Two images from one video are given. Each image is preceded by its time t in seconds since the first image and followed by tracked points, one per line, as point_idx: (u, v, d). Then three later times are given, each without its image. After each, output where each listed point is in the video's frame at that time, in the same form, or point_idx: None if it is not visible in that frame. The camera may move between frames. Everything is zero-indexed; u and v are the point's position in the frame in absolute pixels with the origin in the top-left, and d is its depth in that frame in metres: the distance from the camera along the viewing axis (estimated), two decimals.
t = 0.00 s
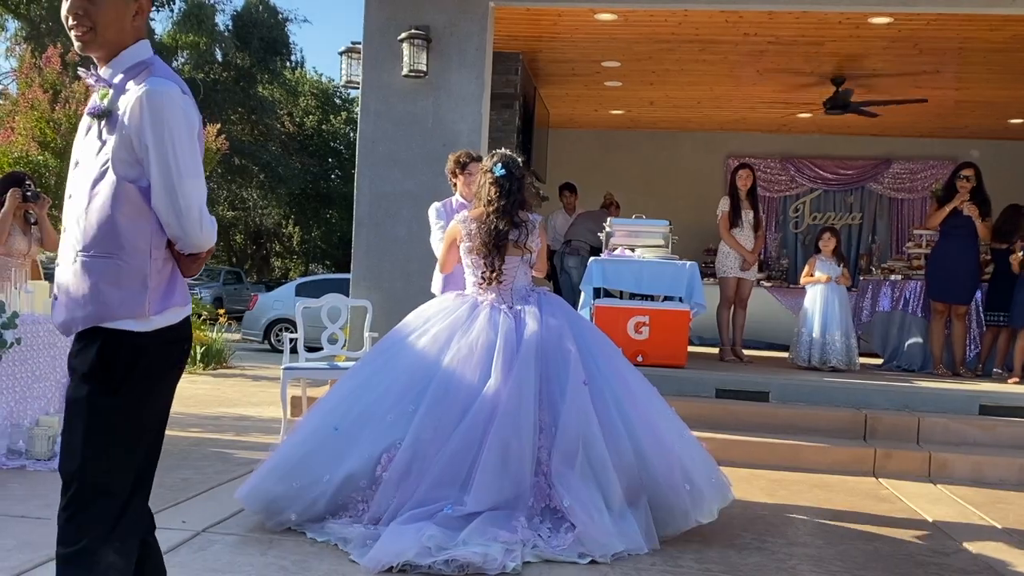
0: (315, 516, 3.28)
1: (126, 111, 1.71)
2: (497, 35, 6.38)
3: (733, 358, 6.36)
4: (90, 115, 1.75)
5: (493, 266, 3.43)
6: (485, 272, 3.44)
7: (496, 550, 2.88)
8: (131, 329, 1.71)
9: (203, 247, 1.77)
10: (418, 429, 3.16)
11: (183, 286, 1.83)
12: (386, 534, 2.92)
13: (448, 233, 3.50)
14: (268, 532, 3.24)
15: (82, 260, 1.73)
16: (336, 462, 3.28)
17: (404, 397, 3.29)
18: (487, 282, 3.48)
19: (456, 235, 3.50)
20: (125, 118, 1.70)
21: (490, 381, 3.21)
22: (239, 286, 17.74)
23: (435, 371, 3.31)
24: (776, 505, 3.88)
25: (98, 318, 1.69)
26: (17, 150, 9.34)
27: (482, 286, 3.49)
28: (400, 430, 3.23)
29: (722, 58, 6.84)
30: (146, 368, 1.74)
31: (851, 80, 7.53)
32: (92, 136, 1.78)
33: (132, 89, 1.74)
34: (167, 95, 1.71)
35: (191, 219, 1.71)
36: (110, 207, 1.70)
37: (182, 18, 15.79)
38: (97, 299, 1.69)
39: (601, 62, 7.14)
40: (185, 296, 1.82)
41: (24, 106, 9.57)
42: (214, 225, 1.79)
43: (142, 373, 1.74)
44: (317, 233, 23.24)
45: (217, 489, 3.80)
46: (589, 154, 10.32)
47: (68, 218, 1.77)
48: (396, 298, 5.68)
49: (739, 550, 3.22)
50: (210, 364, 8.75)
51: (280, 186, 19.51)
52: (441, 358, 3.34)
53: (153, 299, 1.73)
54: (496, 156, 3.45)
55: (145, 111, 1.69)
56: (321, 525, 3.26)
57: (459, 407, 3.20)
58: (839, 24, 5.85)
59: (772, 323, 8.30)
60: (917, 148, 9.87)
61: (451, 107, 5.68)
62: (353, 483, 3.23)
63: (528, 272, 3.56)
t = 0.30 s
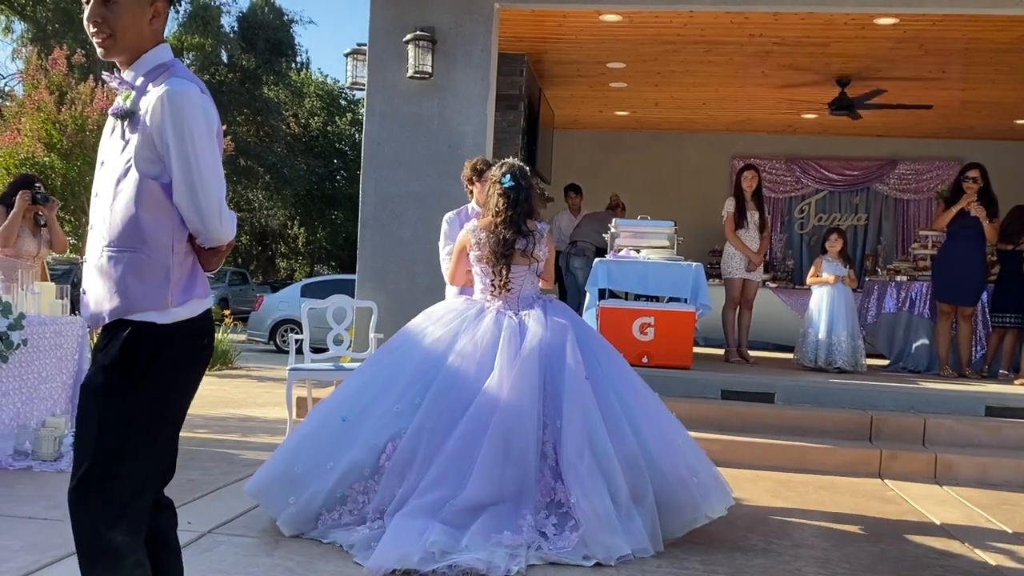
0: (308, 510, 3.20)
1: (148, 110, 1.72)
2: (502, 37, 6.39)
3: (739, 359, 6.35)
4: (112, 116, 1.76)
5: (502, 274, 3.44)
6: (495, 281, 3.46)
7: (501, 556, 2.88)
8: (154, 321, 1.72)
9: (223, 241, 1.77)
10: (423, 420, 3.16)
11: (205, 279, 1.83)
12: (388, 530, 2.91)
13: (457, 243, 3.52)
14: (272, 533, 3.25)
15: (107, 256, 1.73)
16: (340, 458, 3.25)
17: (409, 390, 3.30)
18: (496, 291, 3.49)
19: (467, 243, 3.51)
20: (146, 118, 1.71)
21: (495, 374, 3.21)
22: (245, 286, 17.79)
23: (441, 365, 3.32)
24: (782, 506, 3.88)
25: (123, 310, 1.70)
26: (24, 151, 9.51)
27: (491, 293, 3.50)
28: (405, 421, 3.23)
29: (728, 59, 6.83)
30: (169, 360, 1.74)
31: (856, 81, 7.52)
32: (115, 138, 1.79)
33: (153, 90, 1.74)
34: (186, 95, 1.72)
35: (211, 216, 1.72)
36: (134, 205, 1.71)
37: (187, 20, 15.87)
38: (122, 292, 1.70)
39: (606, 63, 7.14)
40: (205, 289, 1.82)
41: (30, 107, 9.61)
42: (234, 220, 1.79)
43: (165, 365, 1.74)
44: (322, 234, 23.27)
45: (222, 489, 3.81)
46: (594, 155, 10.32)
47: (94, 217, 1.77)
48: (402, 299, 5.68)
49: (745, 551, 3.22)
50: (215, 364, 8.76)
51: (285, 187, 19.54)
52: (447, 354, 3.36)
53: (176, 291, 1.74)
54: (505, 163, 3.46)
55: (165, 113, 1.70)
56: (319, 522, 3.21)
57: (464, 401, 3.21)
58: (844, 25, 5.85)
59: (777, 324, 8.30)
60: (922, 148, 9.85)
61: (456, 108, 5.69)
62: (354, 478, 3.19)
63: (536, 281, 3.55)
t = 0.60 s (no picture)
0: (316, 498, 3.27)
1: (146, 107, 1.72)
2: (506, 37, 6.39)
3: (743, 360, 6.35)
4: (111, 113, 1.76)
5: (524, 273, 3.47)
6: (512, 280, 3.47)
7: (509, 557, 2.86)
8: (152, 321, 1.72)
9: (223, 241, 1.77)
10: (431, 411, 3.17)
11: (204, 280, 1.83)
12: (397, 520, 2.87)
13: (471, 237, 3.48)
14: (275, 533, 3.24)
15: (106, 255, 1.74)
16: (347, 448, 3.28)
17: (418, 383, 3.31)
18: (511, 287, 3.47)
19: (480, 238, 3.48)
20: (144, 114, 1.72)
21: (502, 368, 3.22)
22: (248, 287, 17.81)
23: (449, 360, 3.34)
24: (787, 508, 3.87)
25: (122, 311, 1.71)
26: (29, 152, 9.49)
27: (504, 290, 3.48)
28: (413, 412, 3.24)
29: (732, 59, 6.83)
30: (166, 359, 1.74)
31: (860, 82, 7.52)
32: (115, 136, 1.80)
33: (152, 86, 1.75)
34: (186, 93, 1.72)
35: (210, 213, 1.72)
36: (133, 203, 1.72)
37: (192, 21, 15.98)
38: (121, 291, 1.71)
39: (610, 64, 7.14)
40: (204, 289, 1.82)
41: (35, 109, 9.62)
42: (233, 219, 1.79)
43: (162, 364, 1.74)
44: (326, 235, 23.28)
45: (226, 490, 3.81)
46: (597, 156, 10.32)
47: (93, 216, 1.78)
48: (405, 299, 5.68)
49: (749, 552, 3.22)
50: (219, 365, 8.77)
51: (289, 189, 19.54)
52: (454, 348, 3.37)
53: (174, 291, 1.74)
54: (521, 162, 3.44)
55: (163, 109, 1.70)
56: (325, 512, 3.24)
57: (470, 394, 3.20)
58: (849, 26, 5.85)
59: (782, 325, 8.29)
60: (926, 149, 9.84)
61: (460, 109, 5.69)
62: (360, 469, 3.22)
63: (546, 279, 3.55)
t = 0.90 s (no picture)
0: (329, 509, 3.30)
1: (137, 99, 1.71)
2: (509, 39, 6.39)
3: (745, 361, 6.35)
4: (97, 103, 1.74)
5: (524, 273, 3.46)
6: (514, 281, 3.47)
7: (518, 552, 2.91)
8: (127, 327, 1.71)
9: (207, 247, 1.77)
10: (435, 419, 3.16)
11: (178, 288, 1.84)
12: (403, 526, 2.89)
13: (472, 240, 3.50)
14: (277, 535, 3.24)
15: (75, 253, 1.71)
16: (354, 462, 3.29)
17: (421, 391, 3.31)
18: (513, 288, 3.48)
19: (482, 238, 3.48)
20: (135, 107, 1.70)
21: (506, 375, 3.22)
22: (251, 288, 17.81)
23: (453, 366, 3.33)
24: (790, 509, 3.87)
25: (93, 311, 1.68)
26: (31, 153, 9.45)
27: (506, 291, 3.48)
28: (417, 421, 3.24)
29: (734, 61, 6.82)
30: (147, 366, 1.75)
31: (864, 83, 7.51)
32: (99, 127, 1.78)
33: (142, 81, 1.74)
34: (181, 88, 1.72)
35: (197, 215, 1.72)
36: (114, 199, 1.70)
37: (194, 22, 16.03)
38: (92, 292, 1.68)
39: (613, 65, 7.14)
40: (178, 298, 1.82)
41: (38, 110, 9.62)
42: (218, 225, 1.79)
43: (143, 371, 1.74)
44: (328, 236, 23.30)
45: (228, 492, 3.81)
46: (599, 157, 10.31)
47: (65, 210, 1.76)
48: (407, 300, 5.68)
49: (751, 553, 3.22)
50: (221, 366, 8.78)
51: (291, 189, 19.54)
52: (457, 353, 3.36)
53: (149, 296, 1.73)
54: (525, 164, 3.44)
55: (155, 103, 1.70)
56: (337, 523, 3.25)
57: (473, 401, 3.19)
58: (851, 27, 5.84)
59: (785, 327, 8.29)
60: (928, 150, 9.84)
61: (462, 109, 5.69)
62: (368, 482, 3.24)
63: (548, 280, 3.55)
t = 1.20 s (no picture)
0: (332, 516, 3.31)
1: (129, 82, 1.70)
2: (510, 41, 6.39)
3: (746, 363, 6.35)
4: (86, 85, 1.73)
5: (518, 271, 3.45)
6: (507, 278, 3.47)
7: (518, 553, 2.92)
8: (122, 319, 1.71)
9: (200, 236, 1.77)
10: (435, 422, 3.15)
11: (174, 276, 1.84)
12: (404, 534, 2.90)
13: (466, 238, 3.47)
14: (279, 536, 3.24)
15: (65, 241, 1.70)
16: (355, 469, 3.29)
17: (421, 393, 3.31)
18: (507, 285, 3.48)
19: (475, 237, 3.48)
20: (127, 90, 1.70)
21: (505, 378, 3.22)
22: (251, 290, 17.81)
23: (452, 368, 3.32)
24: (791, 511, 3.87)
25: (86, 302, 1.68)
26: (32, 154, 9.44)
27: (502, 289, 3.49)
28: (416, 425, 3.23)
29: (734, 62, 6.83)
30: (148, 359, 1.76)
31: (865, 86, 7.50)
32: (89, 109, 1.77)
33: (133, 62, 1.73)
34: (174, 72, 1.71)
35: (190, 203, 1.71)
36: (105, 185, 1.69)
37: (195, 23, 16.07)
38: (84, 282, 1.68)
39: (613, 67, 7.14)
40: (174, 288, 1.81)
41: (39, 111, 9.62)
42: (212, 214, 1.79)
43: (144, 365, 1.75)
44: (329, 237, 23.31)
45: (229, 493, 3.81)
46: (599, 159, 10.32)
47: (54, 196, 1.75)
48: (408, 302, 5.68)
49: (751, 555, 3.21)
50: (222, 367, 8.78)
51: (291, 191, 19.54)
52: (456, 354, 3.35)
53: (143, 286, 1.73)
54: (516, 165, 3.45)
55: (146, 84, 1.69)
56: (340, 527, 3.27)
57: (473, 406, 3.19)
58: (851, 29, 5.84)
59: (786, 329, 8.29)
60: (928, 152, 9.83)
61: (462, 110, 5.69)
62: (371, 489, 3.25)
63: (542, 277, 3.55)
